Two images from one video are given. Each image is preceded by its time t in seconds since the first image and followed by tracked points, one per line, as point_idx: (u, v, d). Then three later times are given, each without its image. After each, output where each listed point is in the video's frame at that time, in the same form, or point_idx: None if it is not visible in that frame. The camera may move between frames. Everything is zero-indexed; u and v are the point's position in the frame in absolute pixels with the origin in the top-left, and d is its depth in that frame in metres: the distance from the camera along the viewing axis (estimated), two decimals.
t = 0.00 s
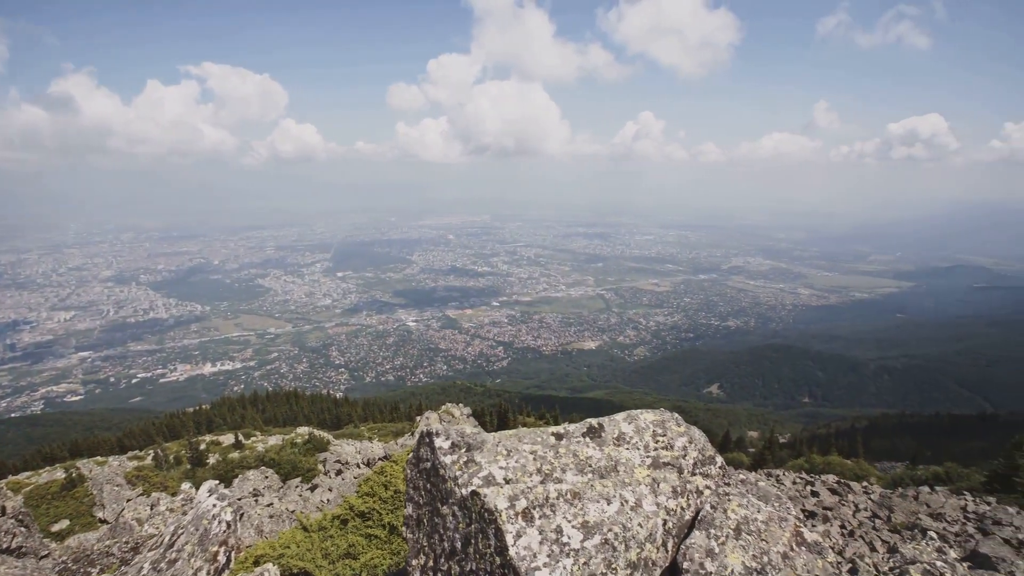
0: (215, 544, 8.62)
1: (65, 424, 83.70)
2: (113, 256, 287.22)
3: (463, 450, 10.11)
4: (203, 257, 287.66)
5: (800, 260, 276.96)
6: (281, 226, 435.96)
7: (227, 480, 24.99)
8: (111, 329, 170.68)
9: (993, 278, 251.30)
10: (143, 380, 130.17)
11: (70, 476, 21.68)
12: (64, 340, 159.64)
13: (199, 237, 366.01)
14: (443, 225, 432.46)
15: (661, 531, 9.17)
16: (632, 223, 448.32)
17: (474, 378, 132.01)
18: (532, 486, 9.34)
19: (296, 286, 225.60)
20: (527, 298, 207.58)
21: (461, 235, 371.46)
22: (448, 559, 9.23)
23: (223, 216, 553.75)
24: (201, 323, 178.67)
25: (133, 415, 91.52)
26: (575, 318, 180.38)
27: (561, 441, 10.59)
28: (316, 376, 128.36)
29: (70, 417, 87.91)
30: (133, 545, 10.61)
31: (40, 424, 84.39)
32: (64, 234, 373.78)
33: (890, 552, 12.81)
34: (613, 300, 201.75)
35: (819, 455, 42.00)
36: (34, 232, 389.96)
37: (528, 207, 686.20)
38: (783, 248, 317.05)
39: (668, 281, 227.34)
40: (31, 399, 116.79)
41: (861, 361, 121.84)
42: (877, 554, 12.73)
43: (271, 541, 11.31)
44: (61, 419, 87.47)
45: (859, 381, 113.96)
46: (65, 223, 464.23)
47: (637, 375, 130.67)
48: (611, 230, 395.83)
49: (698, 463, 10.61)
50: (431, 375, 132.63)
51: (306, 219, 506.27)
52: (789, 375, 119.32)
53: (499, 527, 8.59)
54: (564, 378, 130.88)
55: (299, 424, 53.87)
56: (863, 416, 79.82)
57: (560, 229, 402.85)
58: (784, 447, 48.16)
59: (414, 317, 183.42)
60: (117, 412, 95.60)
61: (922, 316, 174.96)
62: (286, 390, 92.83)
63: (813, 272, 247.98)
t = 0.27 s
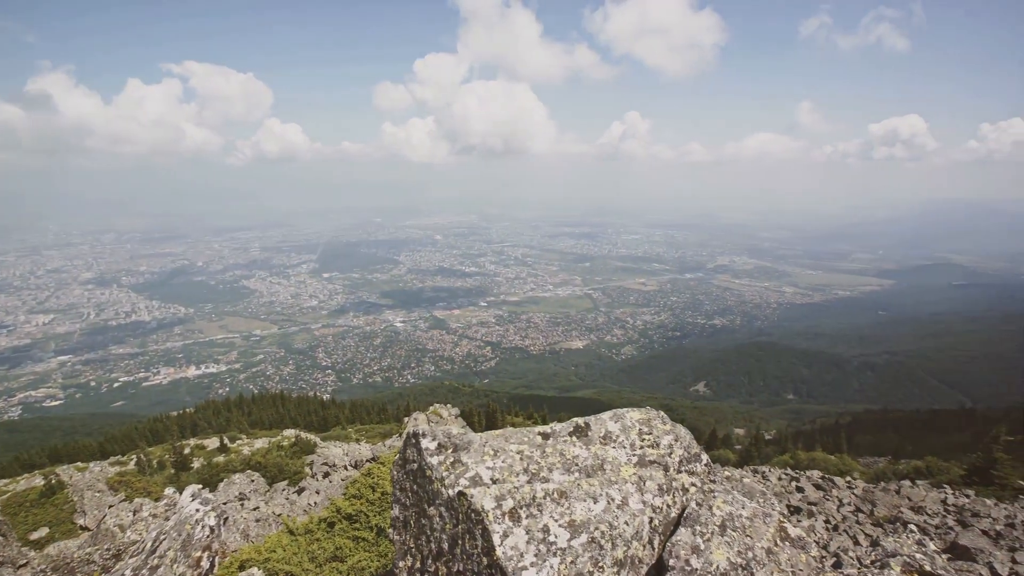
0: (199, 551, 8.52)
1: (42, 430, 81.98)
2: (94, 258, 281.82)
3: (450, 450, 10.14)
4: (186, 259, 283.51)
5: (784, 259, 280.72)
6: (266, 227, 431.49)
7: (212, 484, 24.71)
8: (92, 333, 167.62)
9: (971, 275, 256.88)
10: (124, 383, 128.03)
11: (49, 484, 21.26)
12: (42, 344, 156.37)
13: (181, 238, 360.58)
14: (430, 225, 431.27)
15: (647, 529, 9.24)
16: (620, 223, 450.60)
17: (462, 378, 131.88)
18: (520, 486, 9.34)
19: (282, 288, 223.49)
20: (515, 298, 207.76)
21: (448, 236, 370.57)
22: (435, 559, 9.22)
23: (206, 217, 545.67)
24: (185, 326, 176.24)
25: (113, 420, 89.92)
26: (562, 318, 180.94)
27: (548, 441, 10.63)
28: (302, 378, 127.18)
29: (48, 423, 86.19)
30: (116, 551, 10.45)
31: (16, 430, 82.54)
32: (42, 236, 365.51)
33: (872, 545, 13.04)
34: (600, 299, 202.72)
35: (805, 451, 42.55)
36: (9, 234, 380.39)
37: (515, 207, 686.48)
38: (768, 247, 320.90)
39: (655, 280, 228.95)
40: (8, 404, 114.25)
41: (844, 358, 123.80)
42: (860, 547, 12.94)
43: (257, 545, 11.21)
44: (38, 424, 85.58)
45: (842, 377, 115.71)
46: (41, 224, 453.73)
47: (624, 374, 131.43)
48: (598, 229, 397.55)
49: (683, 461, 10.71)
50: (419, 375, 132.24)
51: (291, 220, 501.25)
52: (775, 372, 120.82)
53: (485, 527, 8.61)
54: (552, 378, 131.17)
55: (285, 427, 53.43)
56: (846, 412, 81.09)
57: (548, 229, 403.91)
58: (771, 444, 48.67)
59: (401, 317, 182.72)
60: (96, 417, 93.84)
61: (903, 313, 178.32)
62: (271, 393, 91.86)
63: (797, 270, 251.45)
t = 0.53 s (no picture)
0: (180, 556, 8.42)
1: (16, 437, 80.10)
2: (71, 260, 275.78)
3: (435, 452, 10.14)
4: (167, 261, 278.88)
5: (768, 258, 284.52)
6: (249, 228, 426.13)
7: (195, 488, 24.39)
8: (70, 337, 164.21)
9: (949, 272, 262.74)
10: (104, 388, 125.68)
11: (25, 492, 20.83)
12: (18, 349, 152.76)
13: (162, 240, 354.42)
14: (417, 226, 429.60)
15: (633, 526, 9.32)
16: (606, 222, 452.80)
17: (449, 379, 131.71)
18: (505, 486, 9.38)
19: (266, 289, 221.06)
20: (502, 298, 207.82)
21: (435, 236, 369.36)
22: (421, 561, 9.22)
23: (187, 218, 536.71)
24: (167, 328, 173.49)
25: (91, 425, 88.23)
26: (549, 318, 181.49)
27: (534, 440, 10.66)
28: (287, 381, 125.83)
29: (23, 430, 84.24)
30: (96, 559, 10.28)
31: None
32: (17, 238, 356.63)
33: (854, 539, 13.32)
34: (587, 298, 203.62)
35: (789, 447, 43.24)
36: None
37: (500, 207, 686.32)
38: (752, 246, 324.93)
39: (641, 280, 230.53)
40: None
41: (827, 355, 125.83)
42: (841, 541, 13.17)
43: (242, 550, 11.09)
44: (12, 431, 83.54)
45: (825, 373, 117.68)
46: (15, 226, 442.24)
47: (611, 373, 132.19)
48: (585, 229, 399.14)
49: (668, 458, 10.81)
50: (405, 376, 131.72)
51: (275, 220, 495.49)
52: (760, 369, 122.35)
53: (471, 528, 8.61)
54: (539, 377, 131.42)
55: (270, 430, 52.96)
56: (828, 408, 82.48)
57: (534, 229, 404.65)
58: (756, 441, 49.27)
59: (387, 318, 181.79)
60: (73, 423, 91.95)
61: (883, 310, 181.83)
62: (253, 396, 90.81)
63: (781, 269, 255.02)
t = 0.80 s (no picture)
0: (160, 563, 8.29)
1: None
2: (47, 262, 269.19)
3: (420, 453, 10.13)
4: (147, 263, 273.80)
5: (751, 256, 288.25)
6: (231, 229, 419.97)
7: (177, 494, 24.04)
8: (46, 341, 160.48)
9: (926, 270, 268.95)
10: (82, 393, 123.11)
11: None
12: None
13: (141, 241, 347.60)
14: (402, 226, 427.73)
15: (617, 525, 9.40)
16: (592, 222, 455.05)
17: (436, 379, 131.44)
18: (490, 486, 9.41)
19: (250, 291, 218.36)
20: (488, 298, 207.75)
21: (421, 236, 367.93)
22: (407, 562, 9.20)
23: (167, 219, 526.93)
24: (147, 331, 170.52)
25: (67, 431, 86.39)
26: (535, 317, 181.91)
27: (520, 440, 10.69)
28: (271, 384, 124.36)
29: None
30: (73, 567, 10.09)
31: None
32: None
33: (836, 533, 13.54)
34: (573, 298, 204.45)
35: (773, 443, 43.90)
36: None
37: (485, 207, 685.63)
38: (735, 245, 328.97)
39: (626, 279, 232.09)
40: None
41: (810, 352, 127.92)
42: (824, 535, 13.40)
43: (225, 555, 10.99)
44: None
45: (807, 370, 119.53)
46: None
47: (598, 372, 132.95)
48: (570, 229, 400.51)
49: (653, 456, 10.92)
50: (391, 377, 131.13)
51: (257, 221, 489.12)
52: (744, 366, 123.95)
53: (457, 528, 8.60)
54: (525, 377, 131.65)
55: (254, 433, 52.52)
56: (809, 405, 83.85)
57: (520, 229, 405.20)
58: (740, 438, 49.93)
59: (373, 319, 180.74)
60: (50, 429, 89.93)
61: (863, 307, 185.45)
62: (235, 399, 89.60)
63: (764, 267, 258.60)
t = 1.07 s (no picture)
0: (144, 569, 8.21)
1: None
2: (26, 264, 263.69)
3: (408, 453, 10.11)
4: (130, 265, 269.41)
5: (738, 255, 291.08)
6: (216, 230, 414.93)
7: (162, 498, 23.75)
8: (26, 344, 157.32)
9: (908, 268, 273.73)
10: (64, 398, 120.98)
11: None
12: None
13: (124, 243, 341.80)
14: (390, 226, 425.98)
15: (605, 523, 9.46)
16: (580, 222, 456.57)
17: (424, 380, 131.13)
18: (478, 486, 9.41)
19: (236, 292, 216.01)
20: (476, 298, 207.62)
21: (409, 237, 366.51)
22: (394, 565, 9.18)
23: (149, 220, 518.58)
24: (131, 334, 168.00)
25: (47, 437, 84.81)
26: (524, 317, 182.20)
27: (507, 440, 10.70)
28: (258, 387, 123.11)
29: None
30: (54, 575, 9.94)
31: None
32: None
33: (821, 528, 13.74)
34: (561, 297, 205.02)
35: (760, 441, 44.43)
36: None
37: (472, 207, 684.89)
38: (722, 244, 332.11)
39: (614, 278, 233.21)
40: None
41: (796, 350, 129.56)
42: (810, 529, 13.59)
43: (211, 560, 10.88)
44: None
45: (793, 368, 121.04)
46: None
47: (587, 372, 133.48)
48: (559, 228, 401.46)
49: (640, 455, 11.00)
50: (379, 379, 130.61)
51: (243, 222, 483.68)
52: (731, 364, 125.17)
53: (444, 529, 8.63)
54: (514, 377, 131.76)
55: (241, 436, 52.09)
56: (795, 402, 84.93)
57: (508, 228, 405.39)
58: (728, 436, 50.45)
59: (361, 320, 179.82)
60: (30, 434, 88.24)
61: (847, 305, 188.22)
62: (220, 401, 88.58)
63: (750, 266, 261.39)
